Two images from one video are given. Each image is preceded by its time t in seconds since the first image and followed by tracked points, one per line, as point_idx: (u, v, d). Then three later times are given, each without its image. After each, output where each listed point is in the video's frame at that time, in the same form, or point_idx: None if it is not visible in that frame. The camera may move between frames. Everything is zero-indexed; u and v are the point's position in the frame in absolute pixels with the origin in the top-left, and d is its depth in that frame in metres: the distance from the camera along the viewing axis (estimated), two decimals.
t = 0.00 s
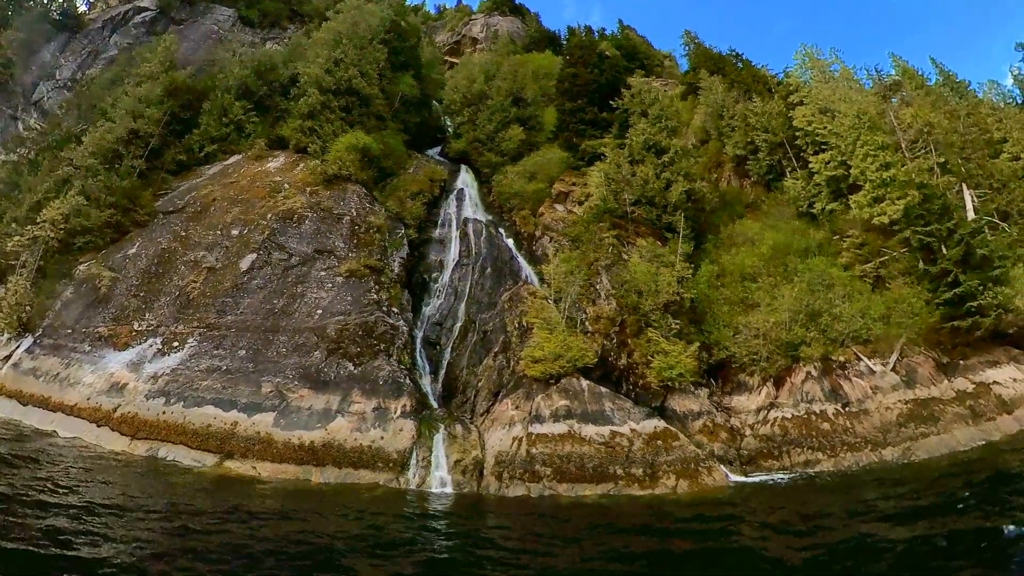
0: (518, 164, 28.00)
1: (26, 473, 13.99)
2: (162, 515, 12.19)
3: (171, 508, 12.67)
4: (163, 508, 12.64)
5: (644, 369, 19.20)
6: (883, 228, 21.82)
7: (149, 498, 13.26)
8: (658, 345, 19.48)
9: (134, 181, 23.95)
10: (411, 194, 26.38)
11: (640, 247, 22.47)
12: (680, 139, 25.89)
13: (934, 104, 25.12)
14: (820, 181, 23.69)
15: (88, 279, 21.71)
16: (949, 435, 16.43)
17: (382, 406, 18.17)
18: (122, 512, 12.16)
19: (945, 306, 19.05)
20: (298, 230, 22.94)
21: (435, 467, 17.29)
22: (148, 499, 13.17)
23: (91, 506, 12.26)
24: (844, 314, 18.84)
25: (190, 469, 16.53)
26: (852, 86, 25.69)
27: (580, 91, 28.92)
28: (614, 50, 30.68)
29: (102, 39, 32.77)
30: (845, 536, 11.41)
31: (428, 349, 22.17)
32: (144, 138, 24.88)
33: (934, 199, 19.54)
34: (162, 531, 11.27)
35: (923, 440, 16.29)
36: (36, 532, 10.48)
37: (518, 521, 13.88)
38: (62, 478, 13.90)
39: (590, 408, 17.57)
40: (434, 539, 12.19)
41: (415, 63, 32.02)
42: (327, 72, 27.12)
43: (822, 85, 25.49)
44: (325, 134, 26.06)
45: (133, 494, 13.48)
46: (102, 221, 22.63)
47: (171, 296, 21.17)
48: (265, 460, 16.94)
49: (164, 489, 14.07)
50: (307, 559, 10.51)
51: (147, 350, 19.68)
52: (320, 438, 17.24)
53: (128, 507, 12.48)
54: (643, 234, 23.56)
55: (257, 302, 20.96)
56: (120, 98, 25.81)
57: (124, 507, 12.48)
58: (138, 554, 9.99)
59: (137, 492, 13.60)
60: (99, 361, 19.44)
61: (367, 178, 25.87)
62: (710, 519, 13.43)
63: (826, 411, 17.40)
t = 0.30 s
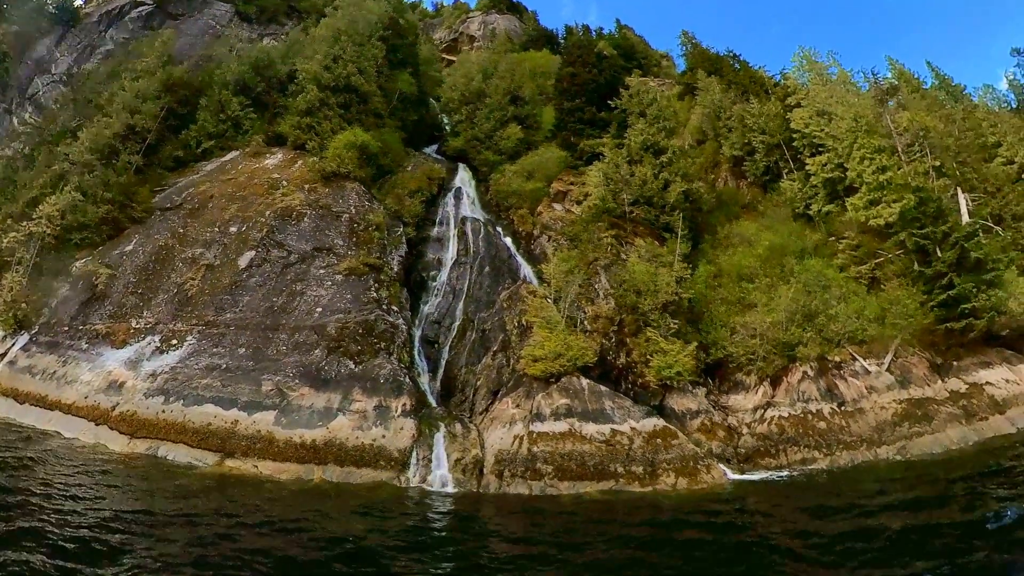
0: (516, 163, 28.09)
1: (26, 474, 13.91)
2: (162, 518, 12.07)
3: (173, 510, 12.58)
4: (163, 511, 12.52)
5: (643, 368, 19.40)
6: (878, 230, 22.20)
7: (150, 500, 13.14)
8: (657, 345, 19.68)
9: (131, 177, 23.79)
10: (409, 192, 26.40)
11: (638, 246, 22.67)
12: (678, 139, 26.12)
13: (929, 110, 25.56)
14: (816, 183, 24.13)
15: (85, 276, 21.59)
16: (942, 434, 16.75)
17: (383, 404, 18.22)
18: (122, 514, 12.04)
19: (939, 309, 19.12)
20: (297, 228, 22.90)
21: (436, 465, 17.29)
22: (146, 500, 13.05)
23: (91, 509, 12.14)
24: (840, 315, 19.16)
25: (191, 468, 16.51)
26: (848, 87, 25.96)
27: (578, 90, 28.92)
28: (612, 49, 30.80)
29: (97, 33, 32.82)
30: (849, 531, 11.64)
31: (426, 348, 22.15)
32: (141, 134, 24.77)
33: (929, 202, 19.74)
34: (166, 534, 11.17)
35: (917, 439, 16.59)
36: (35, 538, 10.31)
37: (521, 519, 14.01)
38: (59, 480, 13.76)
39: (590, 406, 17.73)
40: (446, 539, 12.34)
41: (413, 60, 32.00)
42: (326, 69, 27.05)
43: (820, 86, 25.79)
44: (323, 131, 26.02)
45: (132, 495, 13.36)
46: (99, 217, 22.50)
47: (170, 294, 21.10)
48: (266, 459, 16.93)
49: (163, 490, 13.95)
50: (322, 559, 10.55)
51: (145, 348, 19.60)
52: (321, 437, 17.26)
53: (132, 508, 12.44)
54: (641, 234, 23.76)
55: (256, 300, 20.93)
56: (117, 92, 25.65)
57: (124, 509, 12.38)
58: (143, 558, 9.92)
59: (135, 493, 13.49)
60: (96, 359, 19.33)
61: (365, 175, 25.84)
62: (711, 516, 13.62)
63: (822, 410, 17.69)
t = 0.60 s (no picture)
0: (514, 162, 28.17)
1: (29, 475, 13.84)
2: (168, 519, 12.04)
3: (178, 512, 12.55)
4: (168, 512, 12.49)
5: (643, 366, 19.60)
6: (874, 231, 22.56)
7: (154, 501, 13.10)
8: (657, 344, 19.90)
9: (129, 173, 23.69)
10: (408, 190, 26.40)
11: (637, 245, 22.86)
12: (676, 139, 26.32)
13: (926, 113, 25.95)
14: (814, 184, 24.47)
15: (83, 272, 21.42)
16: (938, 432, 17.09)
17: (385, 402, 18.28)
18: (128, 516, 11.99)
19: (935, 309, 19.62)
20: (297, 225, 22.83)
21: (439, 463, 17.34)
22: (151, 502, 13.03)
23: (95, 511, 12.07)
24: (837, 314, 19.47)
25: (193, 467, 16.47)
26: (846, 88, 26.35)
27: (577, 89, 29.10)
28: (611, 48, 30.92)
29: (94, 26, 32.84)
30: (850, 524, 11.87)
31: (426, 346, 22.17)
32: (140, 129, 24.70)
33: (926, 203, 20.21)
34: (173, 536, 11.15)
35: (913, 436, 16.90)
36: (42, 540, 10.25)
37: (525, 516, 14.14)
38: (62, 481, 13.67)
39: (592, 404, 17.90)
40: (454, 536, 12.45)
41: (412, 57, 31.95)
42: (325, 65, 26.99)
43: (818, 88, 26.11)
44: (323, 127, 25.96)
45: (136, 496, 13.31)
46: (97, 214, 22.38)
47: (169, 291, 21.02)
48: (269, 457, 16.94)
49: (167, 491, 13.94)
50: (333, 557, 10.62)
51: (144, 345, 19.50)
52: (325, 435, 17.29)
53: (139, 509, 12.46)
54: (640, 233, 23.92)
55: (257, 297, 20.88)
56: (116, 88, 25.56)
57: (129, 511, 12.33)
58: (151, 561, 9.88)
59: (140, 494, 13.44)
60: (95, 357, 19.22)
61: (365, 172, 25.80)
62: (712, 512, 13.83)
63: (820, 408, 17.97)
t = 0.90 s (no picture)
0: (513, 160, 28.22)
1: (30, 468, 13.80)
2: (171, 507, 12.02)
3: (181, 501, 12.52)
4: (171, 503, 12.45)
5: (643, 364, 19.78)
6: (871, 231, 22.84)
7: (157, 492, 13.08)
8: (657, 342, 20.08)
9: (128, 169, 23.67)
10: (408, 187, 26.43)
11: (636, 244, 23.02)
12: (675, 138, 26.46)
13: (923, 115, 26.26)
14: (812, 184, 24.74)
15: (80, 269, 21.33)
16: (933, 429, 17.36)
17: (387, 400, 18.34)
18: (130, 505, 11.95)
19: (931, 309, 19.94)
20: (297, 222, 22.78)
21: (440, 460, 17.41)
22: (153, 492, 12.98)
23: (97, 501, 12.03)
24: (835, 314, 19.72)
25: (195, 464, 16.46)
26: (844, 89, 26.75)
27: (576, 88, 29.24)
28: (610, 46, 31.02)
29: (91, 23, 31.74)
30: (848, 518, 12.10)
31: (425, 344, 22.18)
32: (138, 125, 24.76)
33: (924, 205, 20.36)
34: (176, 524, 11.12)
35: (910, 434, 17.17)
36: (45, 527, 10.21)
37: (529, 513, 14.24)
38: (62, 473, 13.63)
39: (593, 402, 18.05)
40: (459, 529, 12.56)
41: (411, 54, 31.95)
42: (324, 62, 26.95)
43: (817, 89, 26.39)
44: (322, 124, 25.93)
45: (138, 487, 13.28)
46: (95, 210, 22.32)
47: (168, 288, 20.95)
48: (271, 455, 16.96)
49: (169, 483, 13.91)
50: (341, 550, 10.70)
51: (144, 343, 19.45)
52: (327, 432, 17.33)
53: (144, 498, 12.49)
54: (639, 232, 24.05)
55: (257, 294, 20.84)
56: (115, 83, 25.62)
57: (132, 500, 12.30)
58: (155, 547, 9.85)
59: (141, 485, 13.40)
60: (94, 354, 19.18)
61: (364, 169, 25.79)
62: (713, 507, 14.01)
63: (818, 406, 18.21)
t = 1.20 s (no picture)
0: (513, 159, 28.28)
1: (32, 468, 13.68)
2: (174, 509, 11.96)
3: (184, 502, 12.47)
4: (177, 503, 12.42)
5: (643, 362, 19.99)
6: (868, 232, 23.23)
7: (160, 492, 13.04)
8: (657, 341, 20.25)
9: (126, 165, 23.55)
10: (407, 185, 26.29)
11: (636, 244, 23.21)
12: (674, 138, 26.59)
13: (919, 118, 26.62)
14: (810, 185, 25.07)
15: (79, 266, 21.22)
16: (928, 427, 17.69)
17: (390, 397, 18.34)
18: (133, 505, 11.89)
19: (927, 309, 20.28)
20: (298, 219, 22.72)
21: (443, 458, 17.47)
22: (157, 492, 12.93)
23: (100, 502, 11.96)
24: (833, 313, 20.01)
25: (198, 463, 16.46)
26: (842, 92, 27.15)
27: (576, 87, 29.32)
28: (608, 44, 31.14)
29: (90, 18, 32.83)
30: (849, 513, 12.30)
31: (425, 341, 22.18)
32: (136, 121, 24.71)
33: (920, 208, 20.85)
34: (180, 525, 11.07)
35: (906, 432, 17.49)
36: (47, 530, 10.14)
37: (533, 509, 14.35)
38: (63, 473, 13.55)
39: (595, 399, 18.23)
40: (465, 526, 12.66)
41: (409, 52, 31.95)
42: (324, 59, 26.89)
43: (814, 91, 26.82)
44: (321, 121, 25.90)
45: (139, 488, 13.20)
46: (93, 206, 22.20)
47: (167, 285, 20.86)
48: (274, 453, 16.98)
49: (172, 483, 13.86)
50: (351, 547, 10.75)
51: (144, 340, 19.38)
52: (331, 430, 17.37)
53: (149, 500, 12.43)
54: (638, 231, 24.23)
55: (257, 291, 20.76)
56: (114, 79, 25.69)
57: (135, 501, 12.23)
58: (167, 549, 9.85)
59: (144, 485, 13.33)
60: (94, 352, 19.10)
61: (364, 167, 25.76)
62: (714, 503, 14.19)
63: (815, 404, 18.49)
